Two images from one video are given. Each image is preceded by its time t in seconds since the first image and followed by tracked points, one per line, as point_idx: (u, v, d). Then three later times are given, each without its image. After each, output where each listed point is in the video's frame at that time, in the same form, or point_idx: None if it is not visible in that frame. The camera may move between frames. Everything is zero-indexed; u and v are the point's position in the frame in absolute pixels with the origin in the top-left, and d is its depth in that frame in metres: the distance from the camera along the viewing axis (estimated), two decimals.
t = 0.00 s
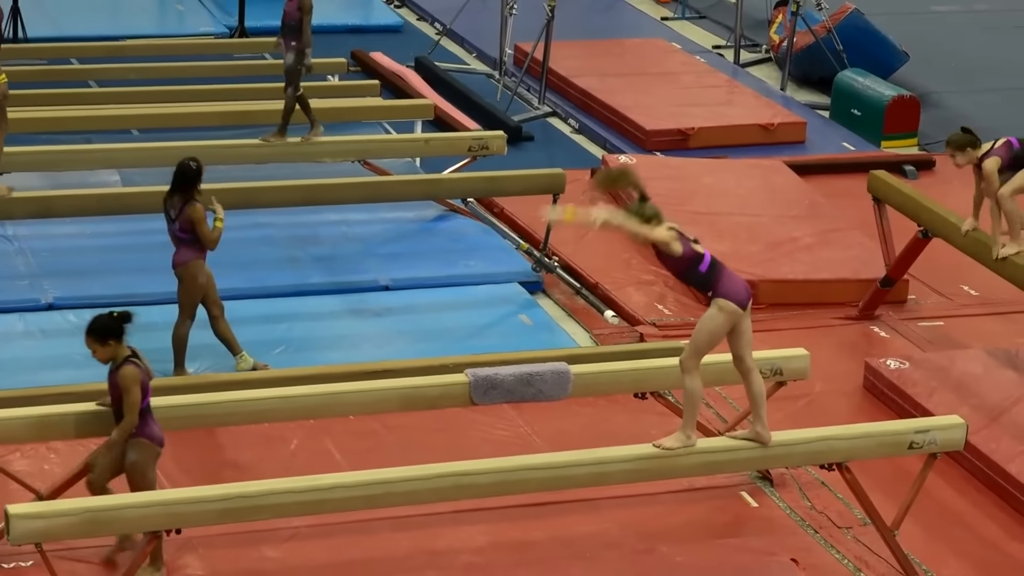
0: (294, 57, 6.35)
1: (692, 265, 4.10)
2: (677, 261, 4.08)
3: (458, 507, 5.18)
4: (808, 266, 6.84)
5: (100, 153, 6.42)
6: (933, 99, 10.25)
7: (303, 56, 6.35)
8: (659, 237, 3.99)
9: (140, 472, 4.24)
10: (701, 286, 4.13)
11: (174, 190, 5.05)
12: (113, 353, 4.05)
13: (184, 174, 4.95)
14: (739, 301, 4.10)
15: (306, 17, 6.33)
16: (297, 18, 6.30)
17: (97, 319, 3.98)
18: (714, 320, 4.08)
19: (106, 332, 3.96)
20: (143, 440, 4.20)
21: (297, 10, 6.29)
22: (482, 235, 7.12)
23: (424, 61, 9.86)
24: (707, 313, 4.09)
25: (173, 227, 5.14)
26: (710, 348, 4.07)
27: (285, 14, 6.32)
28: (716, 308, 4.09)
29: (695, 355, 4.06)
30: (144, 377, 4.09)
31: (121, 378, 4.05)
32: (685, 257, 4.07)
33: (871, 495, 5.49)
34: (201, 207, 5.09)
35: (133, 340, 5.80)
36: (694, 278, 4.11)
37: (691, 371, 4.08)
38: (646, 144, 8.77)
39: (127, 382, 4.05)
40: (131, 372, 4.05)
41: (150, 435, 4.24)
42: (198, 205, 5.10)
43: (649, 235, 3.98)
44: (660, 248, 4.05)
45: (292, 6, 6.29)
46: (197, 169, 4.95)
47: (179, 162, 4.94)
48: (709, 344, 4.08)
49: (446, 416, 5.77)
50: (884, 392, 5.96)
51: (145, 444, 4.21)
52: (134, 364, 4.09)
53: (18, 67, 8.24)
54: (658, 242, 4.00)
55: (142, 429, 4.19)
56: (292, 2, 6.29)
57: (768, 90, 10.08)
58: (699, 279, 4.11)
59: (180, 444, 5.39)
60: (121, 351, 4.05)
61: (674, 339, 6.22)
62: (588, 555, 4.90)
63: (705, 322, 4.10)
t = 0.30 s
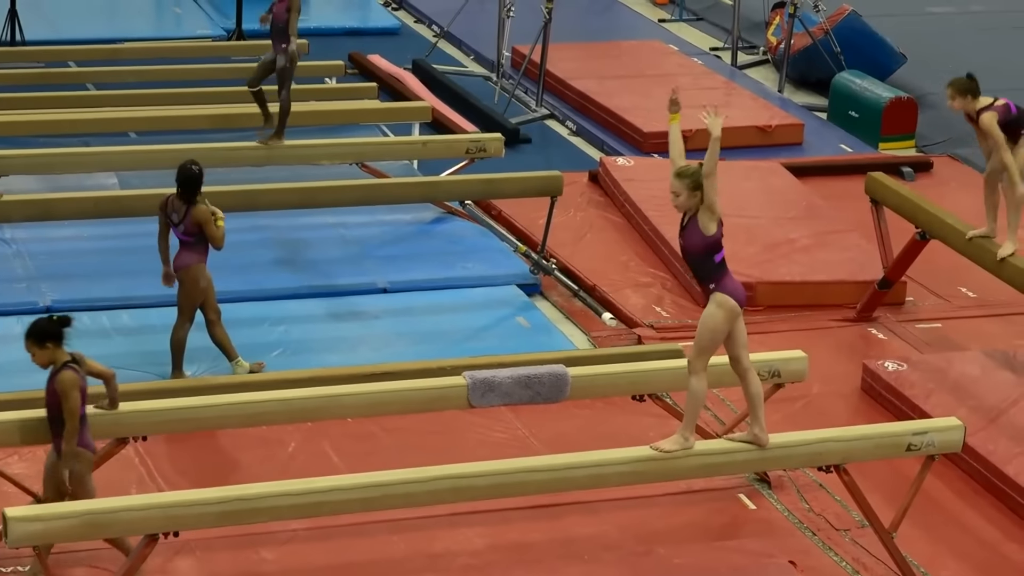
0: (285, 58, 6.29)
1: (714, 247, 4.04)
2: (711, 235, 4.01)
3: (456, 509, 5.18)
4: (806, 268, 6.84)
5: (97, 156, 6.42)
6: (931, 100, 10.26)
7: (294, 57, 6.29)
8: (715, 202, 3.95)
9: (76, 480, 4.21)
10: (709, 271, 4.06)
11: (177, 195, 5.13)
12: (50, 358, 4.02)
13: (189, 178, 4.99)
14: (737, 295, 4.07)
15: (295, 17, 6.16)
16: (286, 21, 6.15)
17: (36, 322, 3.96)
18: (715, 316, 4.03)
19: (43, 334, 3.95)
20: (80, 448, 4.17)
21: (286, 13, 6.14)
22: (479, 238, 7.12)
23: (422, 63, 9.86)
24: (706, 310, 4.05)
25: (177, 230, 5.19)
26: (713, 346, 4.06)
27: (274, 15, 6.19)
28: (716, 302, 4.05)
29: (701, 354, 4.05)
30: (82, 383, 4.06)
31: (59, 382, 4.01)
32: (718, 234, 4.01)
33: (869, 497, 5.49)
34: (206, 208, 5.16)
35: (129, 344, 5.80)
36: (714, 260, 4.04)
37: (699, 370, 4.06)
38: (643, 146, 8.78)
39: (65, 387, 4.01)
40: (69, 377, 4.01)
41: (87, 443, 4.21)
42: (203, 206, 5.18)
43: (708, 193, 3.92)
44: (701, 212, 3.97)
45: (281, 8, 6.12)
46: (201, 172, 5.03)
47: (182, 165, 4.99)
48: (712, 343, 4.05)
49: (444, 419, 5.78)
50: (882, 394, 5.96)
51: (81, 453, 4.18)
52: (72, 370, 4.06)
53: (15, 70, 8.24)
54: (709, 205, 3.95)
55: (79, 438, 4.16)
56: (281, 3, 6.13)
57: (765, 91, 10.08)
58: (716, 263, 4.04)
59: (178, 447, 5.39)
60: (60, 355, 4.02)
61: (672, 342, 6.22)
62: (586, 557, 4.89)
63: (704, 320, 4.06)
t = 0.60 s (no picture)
0: (285, 59, 6.29)
1: (719, 248, 4.04)
2: (719, 235, 4.01)
3: (458, 511, 5.18)
4: (809, 270, 6.84)
5: (100, 157, 6.43)
6: (934, 103, 10.26)
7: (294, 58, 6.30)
8: (727, 206, 3.95)
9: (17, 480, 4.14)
10: (710, 270, 4.06)
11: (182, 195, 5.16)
12: None
13: (189, 176, 5.05)
14: (729, 295, 4.08)
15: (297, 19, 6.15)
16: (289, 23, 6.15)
17: None
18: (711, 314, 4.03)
19: None
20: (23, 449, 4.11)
21: (288, 13, 6.12)
22: (482, 239, 7.12)
23: (425, 65, 9.87)
24: (702, 310, 4.04)
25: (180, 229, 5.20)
26: (715, 344, 4.03)
27: (274, 16, 6.16)
28: (713, 302, 4.03)
29: (704, 355, 4.03)
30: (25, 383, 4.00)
31: (5, 381, 3.97)
32: (725, 237, 4.01)
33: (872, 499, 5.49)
34: (207, 211, 5.14)
35: (132, 344, 5.80)
36: (716, 261, 4.04)
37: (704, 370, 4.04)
38: (647, 148, 8.78)
39: (12, 386, 3.96)
40: (15, 375, 3.96)
41: (32, 444, 4.15)
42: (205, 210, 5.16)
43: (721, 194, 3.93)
44: (713, 212, 3.98)
45: (282, 10, 6.11)
46: (203, 172, 5.07)
47: (183, 165, 5.06)
48: (714, 341, 4.03)
49: (447, 420, 5.78)
50: (885, 397, 5.96)
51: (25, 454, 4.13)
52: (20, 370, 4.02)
53: (19, 70, 8.25)
54: (720, 207, 3.95)
55: (24, 439, 4.11)
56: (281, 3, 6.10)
57: (769, 94, 10.08)
58: (717, 264, 4.04)
59: (180, 448, 5.39)
60: (7, 353, 3.97)
61: (675, 344, 6.21)
62: (588, 559, 4.89)
63: (702, 320, 4.04)
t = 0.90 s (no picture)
0: (287, 58, 6.27)
1: (720, 244, 4.02)
2: (723, 230, 4.00)
3: (461, 510, 5.18)
4: (811, 270, 6.84)
5: (103, 155, 6.43)
6: (937, 103, 10.26)
7: (295, 57, 6.29)
8: (737, 198, 3.96)
9: None
10: (709, 266, 4.03)
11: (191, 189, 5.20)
12: None
13: (192, 169, 5.10)
14: (727, 295, 4.05)
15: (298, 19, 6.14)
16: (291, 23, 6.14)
17: None
18: (710, 313, 3.99)
19: None
20: None
21: (291, 12, 6.11)
22: (484, 238, 7.12)
23: (429, 64, 9.88)
24: (700, 310, 4.00)
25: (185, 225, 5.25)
26: (715, 345, 4.01)
27: (275, 15, 6.14)
28: (712, 302, 4.00)
29: (705, 356, 4.00)
30: None
31: None
32: (728, 232, 4.01)
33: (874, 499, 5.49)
34: (207, 209, 5.15)
35: (136, 343, 5.80)
36: (716, 257, 4.01)
37: (706, 370, 4.01)
38: (650, 148, 8.78)
39: None
40: None
41: None
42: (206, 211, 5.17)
43: (732, 186, 3.93)
44: (720, 204, 3.98)
45: (284, 9, 6.10)
46: (207, 167, 5.12)
47: (187, 159, 5.12)
48: (714, 341, 3.99)
49: (449, 419, 5.78)
50: (888, 396, 5.96)
51: None
52: None
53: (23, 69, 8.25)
54: (730, 199, 3.95)
55: None
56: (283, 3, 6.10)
57: (772, 93, 10.07)
58: (717, 260, 4.02)
59: (183, 447, 5.39)
60: None
61: (678, 343, 6.21)
62: (591, 558, 4.89)
63: (701, 320, 4.01)
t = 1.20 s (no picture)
0: (287, 56, 6.27)
1: (724, 242, 4.02)
2: (727, 227, 4.00)
3: (462, 508, 5.18)
4: (813, 269, 6.84)
5: (105, 152, 6.43)
6: (939, 101, 10.26)
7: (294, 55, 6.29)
8: (741, 194, 3.95)
9: None
10: (713, 264, 4.03)
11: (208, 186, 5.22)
12: None
13: (213, 167, 5.14)
14: (730, 294, 4.05)
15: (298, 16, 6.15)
16: (291, 20, 6.14)
17: None
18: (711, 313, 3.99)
19: None
20: None
21: (290, 9, 6.11)
22: (487, 237, 7.12)
23: (431, 62, 9.87)
24: (702, 309, 4.00)
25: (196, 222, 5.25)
26: (716, 344, 4.00)
27: (275, 11, 6.13)
28: (713, 301, 3.99)
29: (707, 355, 4.01)
30: None
31: None
32: (732, 230, 4.00)
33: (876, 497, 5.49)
34: (221, 208, 5.16)
35: (139, 340, 5.80)
36: (720, 255, 4.02)
37: (708, 369, 4.01)
38: (652, 146, 8.79)
39: None
40: None
41: None
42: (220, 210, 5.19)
43: (736, 183, 3.93)
44: (724, 201, 3.97)
45: (284, 6, 6.10)
46: (227, 166, 5.15)
47: (210, 156, 5.19)
48: (716, 340, 3.99)
49: (451, 417, 5.78)
50: (890, 395, 5.96)
51: None
52: None
53: (24, 65, 8.24)
54: (734, 196, 3.95)
55: None
56: None
57: (774, 92, 10.07)
58: (721, 258, 4.01)
59: (186, 444, 5.39)
60: None
61: (680, 341, 6.21)
62: (593, 556, 4.89)
63: (703, 319, 4.01)
